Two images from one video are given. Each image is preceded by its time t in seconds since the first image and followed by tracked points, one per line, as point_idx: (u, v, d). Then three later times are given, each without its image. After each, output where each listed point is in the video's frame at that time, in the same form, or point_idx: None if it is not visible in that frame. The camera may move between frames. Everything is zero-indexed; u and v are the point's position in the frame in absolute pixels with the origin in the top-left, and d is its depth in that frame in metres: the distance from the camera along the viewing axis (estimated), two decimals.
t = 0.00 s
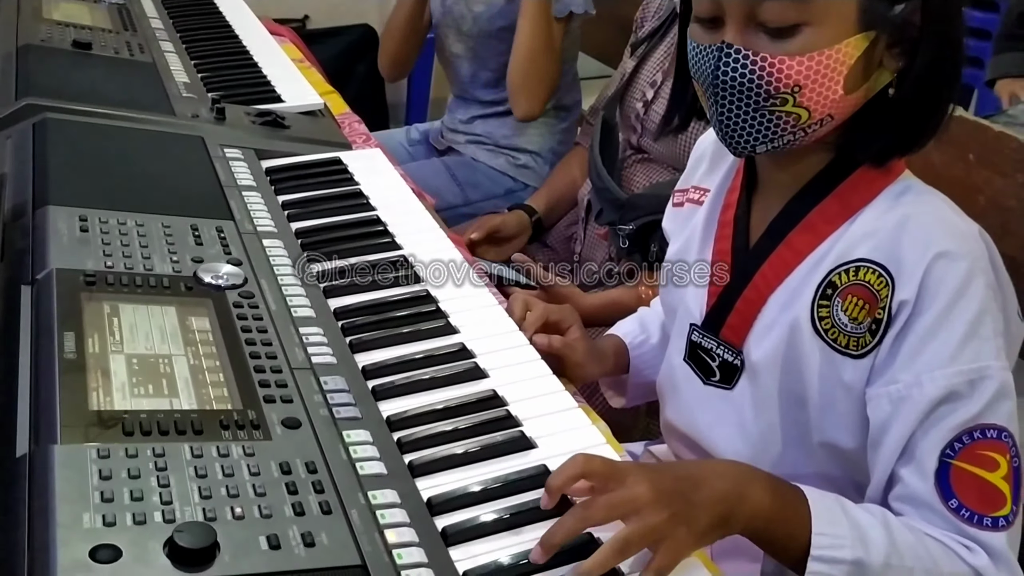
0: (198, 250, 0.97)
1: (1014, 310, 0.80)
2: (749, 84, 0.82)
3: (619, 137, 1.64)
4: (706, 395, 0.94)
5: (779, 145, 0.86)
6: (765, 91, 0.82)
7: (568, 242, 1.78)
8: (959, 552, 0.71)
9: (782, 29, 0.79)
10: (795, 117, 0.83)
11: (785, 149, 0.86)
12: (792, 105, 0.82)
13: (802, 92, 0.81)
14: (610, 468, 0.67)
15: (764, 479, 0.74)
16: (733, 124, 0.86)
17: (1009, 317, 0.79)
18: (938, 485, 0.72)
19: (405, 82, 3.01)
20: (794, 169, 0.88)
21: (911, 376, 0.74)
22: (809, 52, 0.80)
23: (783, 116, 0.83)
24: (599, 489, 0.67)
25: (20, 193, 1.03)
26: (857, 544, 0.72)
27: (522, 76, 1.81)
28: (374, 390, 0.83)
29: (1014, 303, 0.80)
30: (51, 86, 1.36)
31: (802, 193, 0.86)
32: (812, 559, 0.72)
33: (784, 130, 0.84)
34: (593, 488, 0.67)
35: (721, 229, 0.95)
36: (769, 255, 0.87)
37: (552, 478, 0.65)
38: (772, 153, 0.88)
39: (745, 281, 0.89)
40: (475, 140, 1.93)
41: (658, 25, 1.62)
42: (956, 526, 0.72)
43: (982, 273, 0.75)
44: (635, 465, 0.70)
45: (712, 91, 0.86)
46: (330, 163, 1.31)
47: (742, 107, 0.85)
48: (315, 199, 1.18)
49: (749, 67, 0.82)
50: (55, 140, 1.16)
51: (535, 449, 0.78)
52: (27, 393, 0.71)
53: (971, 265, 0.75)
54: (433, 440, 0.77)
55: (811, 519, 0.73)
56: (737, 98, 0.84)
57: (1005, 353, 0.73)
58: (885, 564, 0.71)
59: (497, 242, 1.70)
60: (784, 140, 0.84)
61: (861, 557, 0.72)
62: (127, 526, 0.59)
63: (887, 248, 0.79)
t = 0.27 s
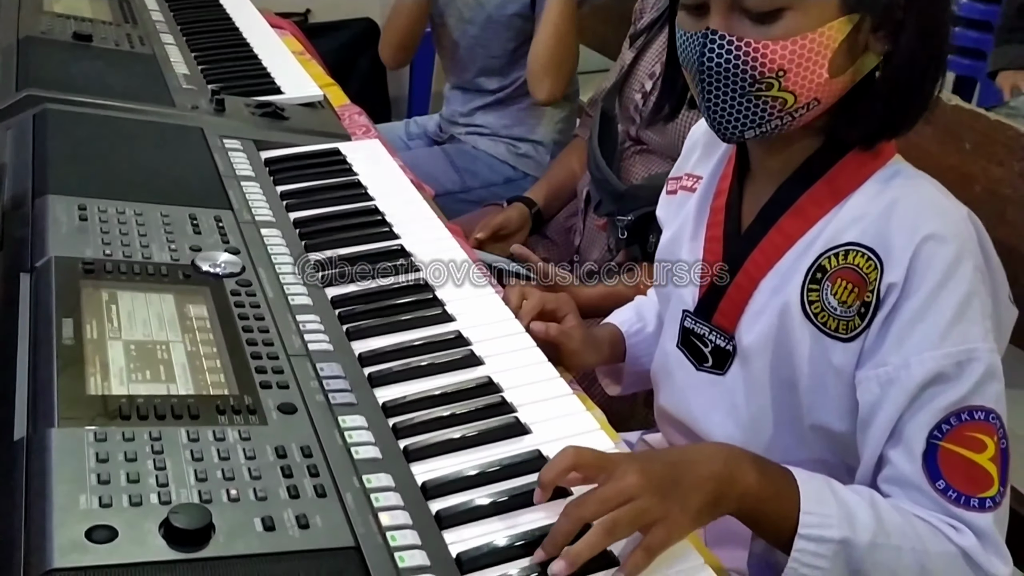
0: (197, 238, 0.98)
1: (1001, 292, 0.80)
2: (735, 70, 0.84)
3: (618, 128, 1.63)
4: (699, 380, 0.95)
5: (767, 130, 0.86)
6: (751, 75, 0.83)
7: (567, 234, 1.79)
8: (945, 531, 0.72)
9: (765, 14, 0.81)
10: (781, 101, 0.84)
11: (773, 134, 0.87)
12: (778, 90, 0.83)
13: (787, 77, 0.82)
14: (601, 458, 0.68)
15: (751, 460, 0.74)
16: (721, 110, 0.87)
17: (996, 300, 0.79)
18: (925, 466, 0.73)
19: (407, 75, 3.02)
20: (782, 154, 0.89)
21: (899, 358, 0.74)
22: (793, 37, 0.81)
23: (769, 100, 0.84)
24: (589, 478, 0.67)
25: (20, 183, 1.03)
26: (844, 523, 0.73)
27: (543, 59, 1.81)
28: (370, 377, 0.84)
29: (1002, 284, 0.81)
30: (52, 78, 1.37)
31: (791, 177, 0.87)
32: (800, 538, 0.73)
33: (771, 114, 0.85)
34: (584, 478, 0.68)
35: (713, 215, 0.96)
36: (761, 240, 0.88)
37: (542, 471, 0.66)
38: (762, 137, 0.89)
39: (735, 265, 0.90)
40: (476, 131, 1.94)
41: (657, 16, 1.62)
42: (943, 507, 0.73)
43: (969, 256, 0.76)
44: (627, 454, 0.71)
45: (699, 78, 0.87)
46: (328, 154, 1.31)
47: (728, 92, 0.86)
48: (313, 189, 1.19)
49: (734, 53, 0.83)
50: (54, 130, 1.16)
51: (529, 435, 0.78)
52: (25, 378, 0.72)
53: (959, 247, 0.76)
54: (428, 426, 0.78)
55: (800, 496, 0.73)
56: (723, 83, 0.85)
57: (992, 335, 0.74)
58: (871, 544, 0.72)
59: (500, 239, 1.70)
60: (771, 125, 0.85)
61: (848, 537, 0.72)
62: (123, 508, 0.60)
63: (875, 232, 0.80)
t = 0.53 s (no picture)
0: (200, 220, 0.98)
1: (989, 268, 0.81)
2: (695, 28, 0.84)
3: (622, 114, 1.63)
4: (692, 363, 0.96)
5: (721, 96, 0.86)
6: (709, 35, 0.83)
7: (570, 220, 1.78)
8: (941, 507, 0.73)
9: None
10: (734, 67, 0.83)
11: (727, 102, 0.86)
12: (733, 54, 0.83)
13: (742, 41, 0.82)
14: (594, 429, 0.69)
15: (750, 423, 0.74)
16: (679, 69, 0.87)
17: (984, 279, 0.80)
18: (913, 444, 0.73)
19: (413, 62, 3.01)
20: (766, 136, 0.89)
21: (884, 338, 0.75)
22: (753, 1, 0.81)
23: (723, 64, 0.84)
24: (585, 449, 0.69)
25: (24, 165, 1.04)
26: (837, 489, 0.73)
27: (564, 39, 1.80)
28: (372, 356, 0.84)
29: (990, 261, 0.81)
30: (56, 62, 1.37)
31: (779, 158, 0.87)
32: (795, 503, 0.73)
33: (723, 79, 0.84)
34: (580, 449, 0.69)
35: (703, 199, 0.97)
36: (752, 219, 0.88)
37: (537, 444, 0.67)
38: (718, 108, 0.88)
39: (725, 247, 0.90)
40: (485, 116, 1.94)
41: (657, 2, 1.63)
42: (931, 485, 0.73)
43: (954, 233, 0.76)
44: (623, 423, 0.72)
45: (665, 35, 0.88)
46: (331, 139, 1.31)
47: (687, 51, 0.86)
48: (316, 173, 1.19)
49: (697, 9, 0.84)
50: (59, 114, 1.17)
51: (530, 415, 0.79)
52: (29, 357, 0.72)
53: (943, 225, 0.76)
54: (428, 405, 0.78)
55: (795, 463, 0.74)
56: (684, 41, 0.86)
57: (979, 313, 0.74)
58: (866, 512, 0.72)
59: (503, 224, 1.71)
60: (723, 90, 0.85)
61: (843, 503, 0.72)
62: (126, 483, 0.61)
63: (860, 212, 0.80)
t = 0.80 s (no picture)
0: (205, 209, 0.98)
1: (988, 255, 0.81)
2: (681, 3, 0.83)
3: (627, 103, 1.62)
4: (691, 355, 0.96)
5: (705, 74, 0.85)
6: (693, 11, 0.82)
7: (576, 210, 1.78)
8: (942, 496, 0.73)
9: None
10: (718, 47, 0.82)
11: (711, 81, 0.85)
12: (717, 32, 0.82)
13: (727, 19, 0.81)
14: (587, 428, 0.68)
15: (746, 417, 0.74)
16: (665, 46, 0.86)
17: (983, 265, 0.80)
18: (914, 433, 0.73)
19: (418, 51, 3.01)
20: (761, 127, 0.89)
21: (882, 327, 0.75)
22: None
23: (707, 43, 0.83)
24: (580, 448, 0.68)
25: (31, 154, 1.04)
26: (839, 480, 0.73)
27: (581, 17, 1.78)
28: (376, 344, 0.85)
29: (989, 249, 0.81)
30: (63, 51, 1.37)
31: (774, 151, 0.87)
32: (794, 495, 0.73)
33: (707, 59, 0.83)
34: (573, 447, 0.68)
35: (699, 190, 0.96)
36: (750, 209, 0.88)
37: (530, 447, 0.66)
38: (703, 87, 0.87)
39: (725, 236, 0.90)
40: (499, 105, 1.92)
41: None
42: (934, 473, 0.73)
43: (951, 222, 0.76)
44: (619, 420, 0.71)
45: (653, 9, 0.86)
46: (336, 127, 1.32)
47: (672, 28, 0.85)
48: (321, 162, 1.19)
49: None
50: (65, 103, 1.17)
51: (533, 403, 0.79)
52: (36, 343, 0.73)
53: (941, 213, 0.76)
54: (432, 393, 0.78)
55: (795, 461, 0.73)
56: (670, 17, 0.84)
57: (977, 301, 0.74)
58: (868, 503, 0.72)
59: (508, 213, 1.71)
60: (707, 69, 0.84)
61: (845, 496, 0.72)
62: (131, 468, 0.61)
63: (857, 202, 0.80)
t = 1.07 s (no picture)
0: (204, 198, 0.98)
1: (993, 240, 0.80)
2: None
3: (628, 92, 1.62)
4: (694, 343, 0.96)
5: (708, 63, 0.85)
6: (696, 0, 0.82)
7: (577, 200, 1.79)
8: (937, 482, 0.73)
9: None
10: (720, 36, 0.82)
11: (714, 70, 0.85)
12: (719, 22, 0.81)
13: (729, 8, 0.80)
14: (573, 417, 0.69)
15: (740, 402, 0.73)
16: (667, 35, 0.86)
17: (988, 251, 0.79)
18: (913, 416, 0.73)
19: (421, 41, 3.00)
20: (765, 115, 0.89)
21: (887, 313, 0.75)
22: None
23: (709, 32, 0.82)
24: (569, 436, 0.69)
25: (29, 143, 1.04)
26: (834, 467, 0.73)
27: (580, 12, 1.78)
28: (374, 333, 0.85)
29: (995, 235, 0.80)
30: (62, 41, 1.37)
31: (777, 140, 0.87)
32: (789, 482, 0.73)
33: (709, 48, 0.83)
34: (561, 437, 0.69)
35: (705, 179, 0.96)
36: (753, 199, 0.88)
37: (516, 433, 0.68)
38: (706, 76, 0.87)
39: (730, 227, 0.90)
40: (504, 96, 1.91)
41: None
42: (933, 459, 0.73)
43: (958, 206, 0.75)
44: (608, 410, 0.72)
45: None
46: (336, 117, 1.31)
47: (674, 17, 0.84)
48: (320, 151, 1.19)
49: None
50: (64, 93, 1.17)
51: (531, 391, 0.79)
52: (33, 332, 0.73)
53: (947, 197, 0.75)
54: (430, 382, 0.78)
55: (789, 449, 0.73)
56: (672, 7, 0.84)
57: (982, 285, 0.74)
58: (863, 488, 0.72)
59: (509, 203, 1.71)
60: (709, 59, 0.84)
61: (839, 481, 0.72)
62: (128, 456, 0.61)
63: (863, 187, 0.80)
